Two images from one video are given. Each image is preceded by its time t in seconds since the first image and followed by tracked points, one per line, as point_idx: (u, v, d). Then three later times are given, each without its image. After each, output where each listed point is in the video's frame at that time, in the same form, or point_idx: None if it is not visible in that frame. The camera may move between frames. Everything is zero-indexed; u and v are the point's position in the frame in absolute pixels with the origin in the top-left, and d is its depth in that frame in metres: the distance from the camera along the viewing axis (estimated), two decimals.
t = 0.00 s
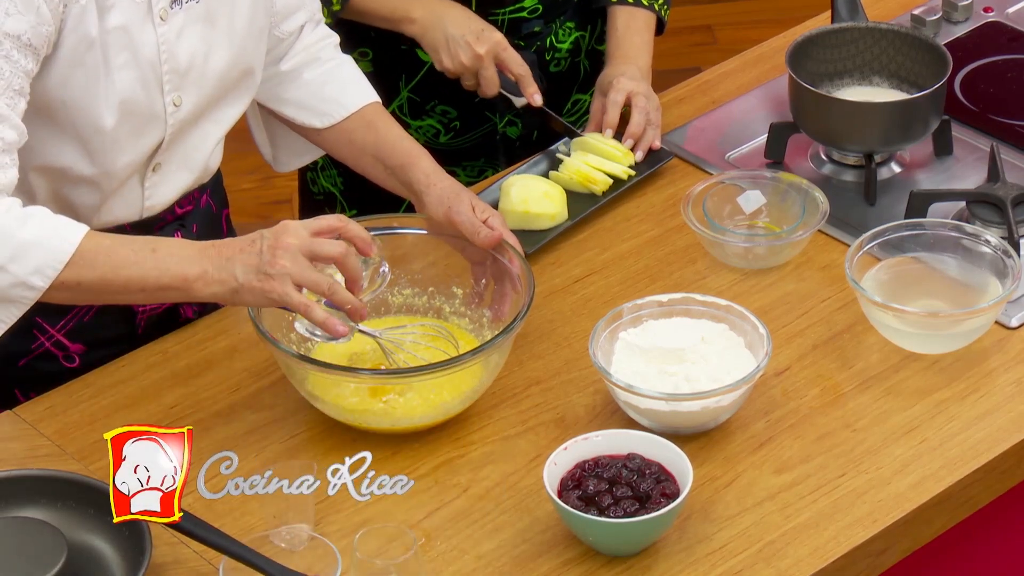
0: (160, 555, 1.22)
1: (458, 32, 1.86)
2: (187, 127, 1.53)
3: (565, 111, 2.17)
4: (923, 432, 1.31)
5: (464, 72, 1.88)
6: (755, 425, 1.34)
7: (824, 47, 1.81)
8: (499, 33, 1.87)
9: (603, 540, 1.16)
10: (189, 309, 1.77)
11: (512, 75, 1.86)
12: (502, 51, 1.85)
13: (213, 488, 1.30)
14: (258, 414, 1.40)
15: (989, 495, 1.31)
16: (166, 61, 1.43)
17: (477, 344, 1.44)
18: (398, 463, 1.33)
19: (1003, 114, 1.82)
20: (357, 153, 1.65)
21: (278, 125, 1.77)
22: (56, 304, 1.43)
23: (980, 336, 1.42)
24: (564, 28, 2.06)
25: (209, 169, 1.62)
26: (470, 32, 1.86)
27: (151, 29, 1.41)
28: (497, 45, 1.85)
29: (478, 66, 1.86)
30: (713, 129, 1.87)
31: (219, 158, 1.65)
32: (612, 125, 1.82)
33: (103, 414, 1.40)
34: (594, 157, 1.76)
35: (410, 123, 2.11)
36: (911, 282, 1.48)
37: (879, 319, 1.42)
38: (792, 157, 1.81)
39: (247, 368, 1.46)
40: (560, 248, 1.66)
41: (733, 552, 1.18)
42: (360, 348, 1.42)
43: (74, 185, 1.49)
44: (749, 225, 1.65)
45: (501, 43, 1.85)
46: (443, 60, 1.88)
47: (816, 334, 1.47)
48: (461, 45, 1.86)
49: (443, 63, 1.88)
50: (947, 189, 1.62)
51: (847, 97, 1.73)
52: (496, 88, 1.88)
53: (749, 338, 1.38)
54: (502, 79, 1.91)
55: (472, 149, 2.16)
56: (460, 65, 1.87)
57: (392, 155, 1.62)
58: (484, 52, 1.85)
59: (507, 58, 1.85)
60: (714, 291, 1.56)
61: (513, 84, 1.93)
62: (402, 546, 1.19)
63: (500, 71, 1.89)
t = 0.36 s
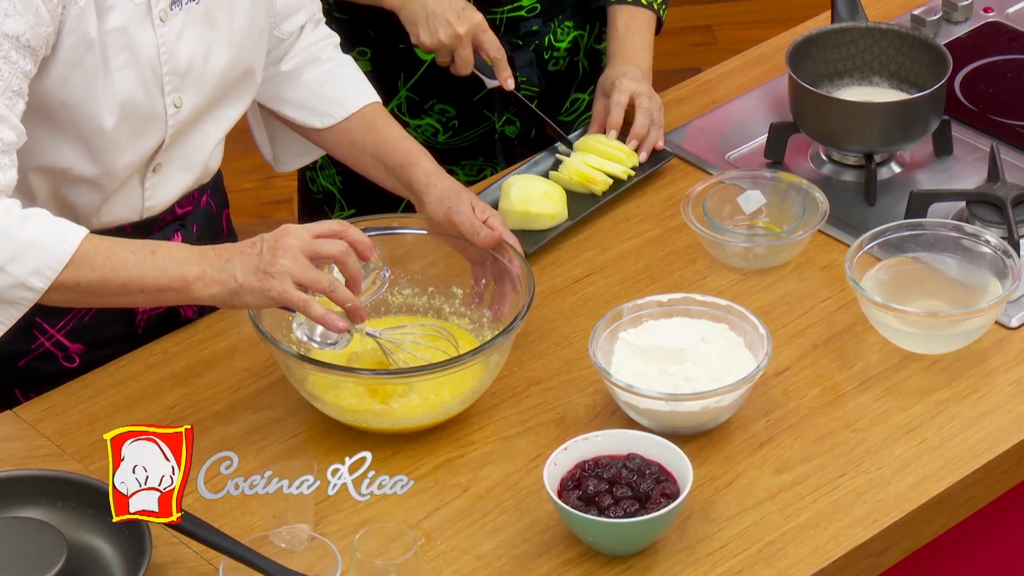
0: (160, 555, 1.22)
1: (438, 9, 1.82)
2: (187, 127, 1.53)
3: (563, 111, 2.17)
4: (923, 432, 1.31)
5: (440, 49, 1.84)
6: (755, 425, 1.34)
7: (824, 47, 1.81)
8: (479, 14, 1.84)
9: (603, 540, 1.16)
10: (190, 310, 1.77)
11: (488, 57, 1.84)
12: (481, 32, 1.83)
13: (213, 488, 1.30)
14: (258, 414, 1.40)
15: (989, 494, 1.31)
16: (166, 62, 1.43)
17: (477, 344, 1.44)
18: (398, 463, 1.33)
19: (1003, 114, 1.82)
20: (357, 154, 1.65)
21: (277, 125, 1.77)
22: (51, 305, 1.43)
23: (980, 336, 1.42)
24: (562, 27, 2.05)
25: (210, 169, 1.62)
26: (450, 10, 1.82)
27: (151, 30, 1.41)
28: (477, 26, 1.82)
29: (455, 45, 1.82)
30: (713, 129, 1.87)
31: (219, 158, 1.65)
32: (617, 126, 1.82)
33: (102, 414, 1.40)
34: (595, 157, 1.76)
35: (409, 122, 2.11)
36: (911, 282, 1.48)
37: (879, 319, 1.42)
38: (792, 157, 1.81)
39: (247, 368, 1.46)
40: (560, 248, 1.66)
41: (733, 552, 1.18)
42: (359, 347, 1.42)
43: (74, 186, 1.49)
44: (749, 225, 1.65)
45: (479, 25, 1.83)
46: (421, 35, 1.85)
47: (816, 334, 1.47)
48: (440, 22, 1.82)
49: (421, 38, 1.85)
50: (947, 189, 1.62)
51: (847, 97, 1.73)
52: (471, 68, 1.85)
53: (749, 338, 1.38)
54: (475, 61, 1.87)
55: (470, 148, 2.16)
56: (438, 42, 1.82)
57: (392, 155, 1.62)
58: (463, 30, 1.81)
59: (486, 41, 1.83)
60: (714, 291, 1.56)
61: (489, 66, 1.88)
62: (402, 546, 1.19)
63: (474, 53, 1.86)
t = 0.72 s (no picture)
0: (160, 555, 1.22)
1: None
2: (190, 128, 1.53)
3: (561, 110, 2.18)
4: (923, 432, 1.31)
5: (431, 35, 1.80)
6: (755, 425, 1.34)
7: (824, 47, 1.81)
8: None
9: (603, 541, 1.16)
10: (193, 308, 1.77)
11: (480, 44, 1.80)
12: (472, 19, 1.78)
13: (213, 488, 1.30)
14: (258, 414, 1.40)
15: (989, 495, 1.31)
16: (169, 63, 1.43)
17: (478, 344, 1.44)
18: (398, 463, 1.33)
19: (1003, 114, 1.82)
20: (357, 154, 1.65)
21: (277, 125, 1.77)
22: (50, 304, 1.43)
23: (980, 336, 1.42)
24: (561, 26, 2.05)
25: (212, 169, 1.62)
26: None
27: (154, 31, 1.41)
28: (467, 13, 1.78)
29: (444, 32, 1.79)
30: (713, 129, 1.87)
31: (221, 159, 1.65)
32: (617, 126, 1.82)
33: (103, 414, 1.40)
34: (595, 157, 1.76)
35: (407, 121, 2.11)
36: (911, 282, 1.48)
37: (879, 319, 1.42)
38: (792, 157, 1.81)
39: (247, 368, 1.46)
40: (560, 248, 1.65)
41: (733, 552, 1.18)
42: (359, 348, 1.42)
43: (76, 186, 1.49)
44: (749, 225, 1.65)
45: (470, 11, 1.78)
46: (411, 21, 1.81)
47: (816, 334, 1.47)
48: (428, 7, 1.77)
49: (411, 25, 1.82)
50: (947, 189, 1.62)
51: (847, 97, 1.73)
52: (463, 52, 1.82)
53: (749, 338, 1.39)
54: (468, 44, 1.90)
55: (469, 147, 2.16)
56: (428, 29, 1.79)
57: (393, 155, 1.62)
58: (452, 17, 1.77)
59: (476, 28, 1.78)
60: (714, 291, 1.56)
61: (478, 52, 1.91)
62: (402, 545, 1.19)
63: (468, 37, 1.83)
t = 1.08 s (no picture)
0: (160, 555, 1.22)
1: (457, 15, 1.86)
2: (190, 128, 1.53)
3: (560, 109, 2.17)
4: (922, 432, 1.31)
5: (467, 56, 1.87)
6: (755, 425, 1.34)
7: (824, 47, 1.81)
8: (499, 17, 1.87)
9: (603, 540, 1.16)
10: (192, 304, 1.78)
11: (516, 58, 1.86)
12: (504, 32, 1.85)
13: (212, 488, 1.30)
14: (257, 414, 1.40)
15: (989, 495, 1.31)
16: (170, 63, 1.43)
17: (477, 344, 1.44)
18: (398, 463, 1.33)
19: (1003, 114, 1.82)
20: (356, 154, 1.65)
21: (279, 126, 1.77)
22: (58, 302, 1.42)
23: (980, 336, 1.42)
24: (561, 25, 2.05)
25: (213, 170, 1.62)
26: (469, 15, 1.86)
27: (154, 32, 1.41)
28: (498, 28, 1.85)
29: (479, 48, 1.85)
30: (713, 129, 1.87)
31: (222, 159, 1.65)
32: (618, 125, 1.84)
33: (103, 414, 1.40)
34: (594, 157, 1.76)
35: (407, 120, 2.11)
36: (911, 282, 1.48)
37: (879, 319, 1.42)
38: (792, 157, 1.81)
39: (247, 368, 1.46)
40: (559, 248, 1.65)
41: (733, 552, 1.18)
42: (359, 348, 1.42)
43: (76, 186, 1.49)
44: (749, 225, 1.65)
45: (501, 26, 1.85)
46: (444, 45, 1.87)
47: (816, 334, 1.47)
48: (460, 27, 1.85)
49: (444, 48, 1.88)
50: (947, 189, 1.62)
51: (847, 97, 1.73)
52: (501, 71, 1.87)
53: (750, 338, 1.38)
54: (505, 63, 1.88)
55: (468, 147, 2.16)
56: (462, 49, 1.86)
57: (393, 155, 1.62)
58: (484, 33, 1.84)
59: (511, 39, 1.85)
60: (714, 291, 1.56)
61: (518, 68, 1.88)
62: (402, 545, 1.19)
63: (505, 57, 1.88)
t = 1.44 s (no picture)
0: (160, 555, 1.22)
1: (463, 41, 1.86)
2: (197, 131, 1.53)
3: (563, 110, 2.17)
4: (922, 432, 1.31)
5: (476, 81, 1.87)
6: (755, 425, 1.34)
7: (824, 47, 1.81)
8: (506, 39, 1.87)
9: (603, 541, 1.16)
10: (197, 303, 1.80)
11: (524, 78, 1.86)
12: (511, 53, 1.85)
13: (212, 488, 1.30)
14: (257, 414, 1.40)
15: (989, 495, 1.31)
16: (179, 68, 1.43)
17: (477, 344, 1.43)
18: (397, 463, 1.33)
19: (1003, 114, 1.82)
20: (356, 152, 1.65)
21: (278, 124, 1.77)
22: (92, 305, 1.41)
23: (980, 336, 1.42)
24: (564, 26, 2.05)
25: (217, 170, 1.62)
26: (476, 39, 1.86)
27: (163, 37, 1.40)
28: (505, 50, 1.85)
29: (488, 72, 1.85)
30: (713, 129, 1.87)
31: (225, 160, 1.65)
32: (617, 125, 1.83)
33: (103, 414, 1.40)
34: (594, 157, 1.76)
35: (410, 122, 2.11)
36: (910, 282, 1.48)
37: (879, 319, 1.42)
38: (792, 157, 1.81)
39: (247, 368, 1.46)
40: (559, 248, 1.65)
41: (733, 552, 1.18)
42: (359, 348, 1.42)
43: (83, 189, 1.49)
44: (748, 225, 1.65)
45: (508, 47, 1.85)
46: (452, 70, 1.88)
47: (816, 334, 1.47)
48: (467, 52, 1.86)
49: (453, 74, 1.88)
50: (947, 189, 1.62)
51: (847, 97, 1.73)
52: (511, 91, 1.86)
53: (749, 337, 1.39)
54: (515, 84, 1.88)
55: (471, 148, 2.16)
56: (470, 73, 1.86)
57: (393, 155, 1.62)
58: (491, 56, 1.84)
59: (518, 60, 1.84)
60: (714, 291, 1.56)
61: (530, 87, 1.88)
62: (402, 545, 1.19)
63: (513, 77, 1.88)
